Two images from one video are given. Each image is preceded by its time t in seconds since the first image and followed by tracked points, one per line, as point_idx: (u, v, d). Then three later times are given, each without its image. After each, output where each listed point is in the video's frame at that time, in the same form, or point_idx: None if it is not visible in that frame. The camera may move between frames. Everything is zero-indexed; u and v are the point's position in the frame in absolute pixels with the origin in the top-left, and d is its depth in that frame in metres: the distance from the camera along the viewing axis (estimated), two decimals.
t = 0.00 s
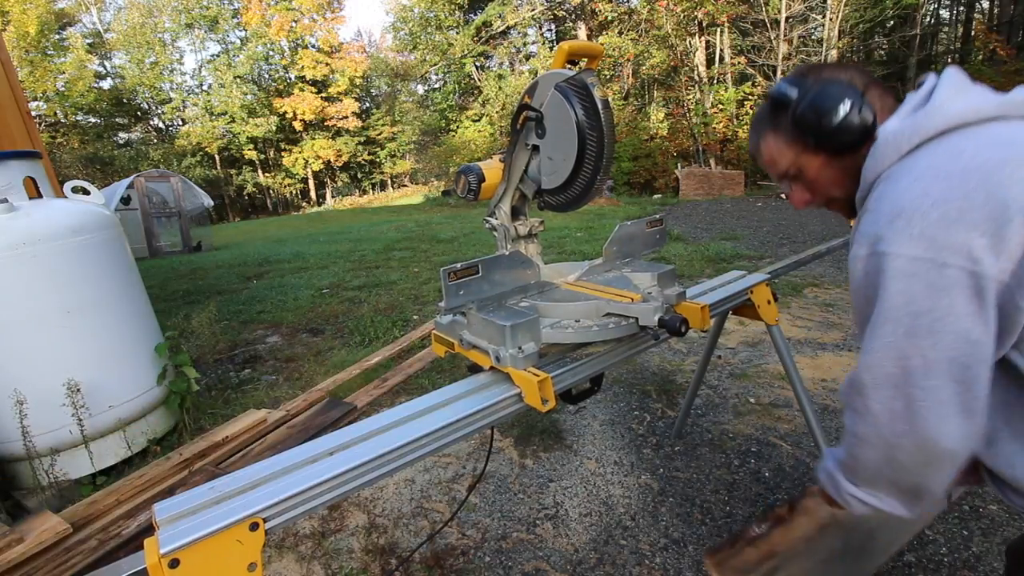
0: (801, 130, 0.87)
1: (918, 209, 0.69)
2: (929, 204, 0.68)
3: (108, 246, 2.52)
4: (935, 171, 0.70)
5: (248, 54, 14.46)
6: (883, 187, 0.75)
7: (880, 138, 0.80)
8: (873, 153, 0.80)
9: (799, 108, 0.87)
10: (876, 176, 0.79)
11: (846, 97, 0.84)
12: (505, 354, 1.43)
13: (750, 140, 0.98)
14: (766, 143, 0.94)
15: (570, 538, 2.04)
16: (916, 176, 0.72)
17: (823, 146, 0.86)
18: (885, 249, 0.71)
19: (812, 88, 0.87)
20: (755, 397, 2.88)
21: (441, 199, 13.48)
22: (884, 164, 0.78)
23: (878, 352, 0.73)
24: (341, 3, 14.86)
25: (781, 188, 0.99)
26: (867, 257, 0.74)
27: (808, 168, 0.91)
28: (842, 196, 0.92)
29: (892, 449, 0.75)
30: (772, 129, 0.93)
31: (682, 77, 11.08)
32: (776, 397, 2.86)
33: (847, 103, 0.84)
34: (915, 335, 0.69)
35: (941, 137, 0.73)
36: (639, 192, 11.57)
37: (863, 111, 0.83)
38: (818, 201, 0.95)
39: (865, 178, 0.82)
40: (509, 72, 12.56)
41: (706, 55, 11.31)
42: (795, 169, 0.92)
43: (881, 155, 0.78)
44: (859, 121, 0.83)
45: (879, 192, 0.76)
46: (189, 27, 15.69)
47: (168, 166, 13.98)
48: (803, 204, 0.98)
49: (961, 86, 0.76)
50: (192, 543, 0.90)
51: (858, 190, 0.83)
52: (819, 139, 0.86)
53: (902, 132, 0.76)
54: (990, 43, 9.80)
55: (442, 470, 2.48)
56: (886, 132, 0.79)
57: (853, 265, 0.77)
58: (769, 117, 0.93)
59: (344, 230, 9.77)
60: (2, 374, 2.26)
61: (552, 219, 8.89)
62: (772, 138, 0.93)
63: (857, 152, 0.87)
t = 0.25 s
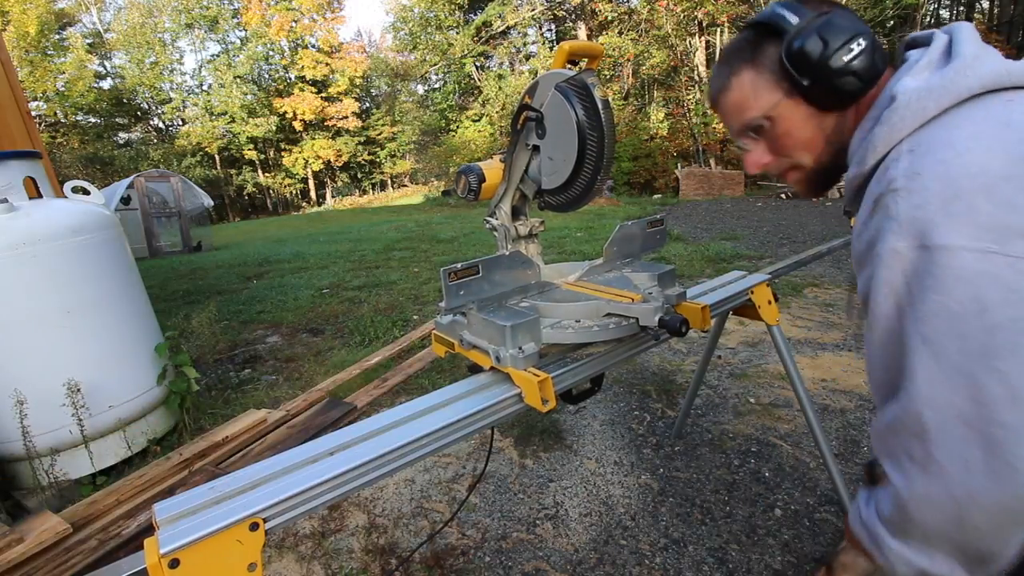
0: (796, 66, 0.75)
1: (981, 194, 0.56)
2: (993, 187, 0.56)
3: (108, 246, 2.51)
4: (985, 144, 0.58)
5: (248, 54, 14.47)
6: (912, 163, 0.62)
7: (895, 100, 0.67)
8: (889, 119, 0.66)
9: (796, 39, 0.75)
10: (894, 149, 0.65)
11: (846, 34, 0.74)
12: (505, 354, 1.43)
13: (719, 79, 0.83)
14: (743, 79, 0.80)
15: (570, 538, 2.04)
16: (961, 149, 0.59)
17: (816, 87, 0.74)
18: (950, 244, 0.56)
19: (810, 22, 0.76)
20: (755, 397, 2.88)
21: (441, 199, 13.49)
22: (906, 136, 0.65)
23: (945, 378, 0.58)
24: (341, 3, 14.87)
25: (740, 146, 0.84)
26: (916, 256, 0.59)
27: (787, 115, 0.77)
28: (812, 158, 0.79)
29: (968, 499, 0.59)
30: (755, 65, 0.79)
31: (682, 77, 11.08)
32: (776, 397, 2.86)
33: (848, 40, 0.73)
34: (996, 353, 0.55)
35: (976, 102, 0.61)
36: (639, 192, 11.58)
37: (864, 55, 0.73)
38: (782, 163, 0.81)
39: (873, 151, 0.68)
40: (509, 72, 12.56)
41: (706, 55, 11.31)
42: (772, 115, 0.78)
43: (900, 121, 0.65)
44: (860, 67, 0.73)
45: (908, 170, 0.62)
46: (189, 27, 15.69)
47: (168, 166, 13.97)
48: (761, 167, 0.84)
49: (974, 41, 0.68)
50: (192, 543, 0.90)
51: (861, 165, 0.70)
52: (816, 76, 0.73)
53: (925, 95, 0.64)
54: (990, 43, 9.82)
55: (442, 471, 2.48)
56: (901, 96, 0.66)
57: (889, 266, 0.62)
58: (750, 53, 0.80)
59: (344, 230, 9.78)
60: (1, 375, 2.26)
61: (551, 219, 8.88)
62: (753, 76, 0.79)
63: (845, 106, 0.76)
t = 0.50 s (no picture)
0: (733, 45, 0.63)
1: None
2: None
3: (108, 247, 2.52)
4: (1001, 131, 0.50)
5: (248, 54, 14.48)
6: (928, 164, 0.51)
7: (878, 84, 0.55)
8: (869, 107, 0.55)
9: (733, 12, 0.63)
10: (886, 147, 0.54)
11: (789, 10, 0.63)
12: (505, 354, 1.43)
13: (639, 61, 0.69)
14: (668, 60, 0.67)
15: (570, 538, 2.04)
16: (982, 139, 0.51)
17: (757, 73, 0.62)
18: (1020, 252, 0.47)
19: None
20: (755, 397, 2.88)
21: (441, 199, 13.48)
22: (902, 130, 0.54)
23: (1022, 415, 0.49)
24: (341, 2, 14.86)
25: (661, 144, 0.72)
26: (971, 277, 0.49)
27: (718, 108, 0.65)
28: (742, 162, 0.67)
29: None
30: (685, 42, 0.66)
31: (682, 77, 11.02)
32: (775, 397, 2.86)
33: (791, 17, 0.62)
34: None
35: (963, 87, 0.54)
36: (639, 192, 11.56)
37: (811, 34, 0.62)
38: (709, 167, 0.69)
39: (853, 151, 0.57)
40: (509, 72, 12.56)
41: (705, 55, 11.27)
42: (701, 107, 0.65)
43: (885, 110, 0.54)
44: (811, 50, 0.62)
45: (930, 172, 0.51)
46: (189, 27, 15.69)
47: (168, 166, 13.96)
48: (684, 171, 0.71)
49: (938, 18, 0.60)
50: (191, 543, 0.90)
51: (835, 168, 0.59)
52: (757, 59, 0.61)
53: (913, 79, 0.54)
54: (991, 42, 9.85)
55: (442, 471, 2.48)
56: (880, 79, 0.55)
57: (936, 295, 0.50)
58: (677, 27, 0.67)
59: (344, 230, 9.77)
60: (2, 374, 2.26)
61: (551, 219, 8.88)
62: (683, 56, 0.66)
63: (790, 98, 0.64)
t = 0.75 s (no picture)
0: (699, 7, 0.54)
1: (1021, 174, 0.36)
2: None
3: (108, 247, 2.52)
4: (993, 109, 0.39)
5: (248, 54, 14.51)
6: (895, 148, 0.41)
7: (848, 56, 0.45)
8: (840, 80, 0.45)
9: None
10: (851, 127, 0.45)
11: None
12: (505, 354, 1.43)
13: (597, 11, 0.59)
14: (627, 16, 0.56)
15: (570, 538, 2.04)
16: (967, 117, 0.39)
17: (724, 42, 0.52)
18: (1010, 250, 0.35)
19: None
20: (755, 397, 2.88)
21: (441, 199, 13.49)
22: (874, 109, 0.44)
23: None
24: (341, 2, 14.86)
25: (619, 113, 0.62)
26: (957, 283, 0.38)
27: (681, 78, 0.55)
28: (707, 145, 0.57)
29: None
30: None
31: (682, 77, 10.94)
32: (776, 397, 2.86)
33: None
34: None
35: (951, 62, 0.43)
36: (638, 192, 11.56)
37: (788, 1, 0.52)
38: (670, 148, 0.59)
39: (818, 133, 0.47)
40: (509, 72, 12.57)
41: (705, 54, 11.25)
42: (660, 78, 0.55)
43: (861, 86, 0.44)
44: (785, 15, 0.52)
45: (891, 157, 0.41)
46: (189, 27, 15.70)
47: (168, 166, 13.96)
48: (643, 151, 0.63)
49: None
50: (192, 543, 0.90)
51: (799, 154, 0.49)
52: (726, 24, 0.52)
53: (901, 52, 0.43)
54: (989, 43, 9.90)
55: (442, 470, 2.48)
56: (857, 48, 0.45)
57: (917, 305, 0.39)
58: None
59: (344, 230, 9.77)
60: (2, 375, 2.25)
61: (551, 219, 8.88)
62: (644, 12, 0.56)
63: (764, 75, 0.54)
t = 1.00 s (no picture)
0: (667, 182, 0.61)
1: None
2: None
3: (108, 246, 2.51)
4: (988, 230, 0.47)
5: (248, 54, 14.51)
6: (935, 278, 0.47)
7: (840, 208, 0.53)
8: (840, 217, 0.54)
9: (666, 143, 0.62)
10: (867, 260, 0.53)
11: (726, 156, 0.61)
12: (505, 354, 1.42)
13: (575, 168, 0.67)
14: (599, 178, 0.65)
15: (570, 538, 2.03)
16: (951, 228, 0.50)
17: (685, 215, 0.61)
18: None
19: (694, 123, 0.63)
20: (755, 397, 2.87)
21: (441, 199, 13.47)
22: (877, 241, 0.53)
23: None
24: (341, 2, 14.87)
25: (590, 256, 0.69)
26: None
27: (643, 235, 0.63)
28: (671, 296, 0.64)
29: None
30: (619, 161, 0.64)
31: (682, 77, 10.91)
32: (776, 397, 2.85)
33: (729, 162, 0.60)
34: None
35: (915, 195, 0.53)
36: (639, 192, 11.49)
37: (746, 187, 0.60)
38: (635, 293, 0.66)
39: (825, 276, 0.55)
40: (509, 72, 12.56)
41: (705, 54, 11.24)
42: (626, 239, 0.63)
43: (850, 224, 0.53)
44: (739, 201, 0.60)
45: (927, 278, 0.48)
46: (188, 27, 15.69)
47: (168, 166, 13.94)
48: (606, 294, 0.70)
49: (864, 139, 0.60)
50: (190, 544, 0.89)
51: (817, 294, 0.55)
52: (685, 197, 0.60)
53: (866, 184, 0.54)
54: (989, 42, 9.90)
55: (443, 471, 2.47)
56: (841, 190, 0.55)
57: None
58: (615, 142, 0.65)
59: (344, 230, 9.76)
60: (2, 374, 2.25)
61: (551, 219, 8.86)
62: (614, 176, 0.64)
63: (720, 243, 0.62)
